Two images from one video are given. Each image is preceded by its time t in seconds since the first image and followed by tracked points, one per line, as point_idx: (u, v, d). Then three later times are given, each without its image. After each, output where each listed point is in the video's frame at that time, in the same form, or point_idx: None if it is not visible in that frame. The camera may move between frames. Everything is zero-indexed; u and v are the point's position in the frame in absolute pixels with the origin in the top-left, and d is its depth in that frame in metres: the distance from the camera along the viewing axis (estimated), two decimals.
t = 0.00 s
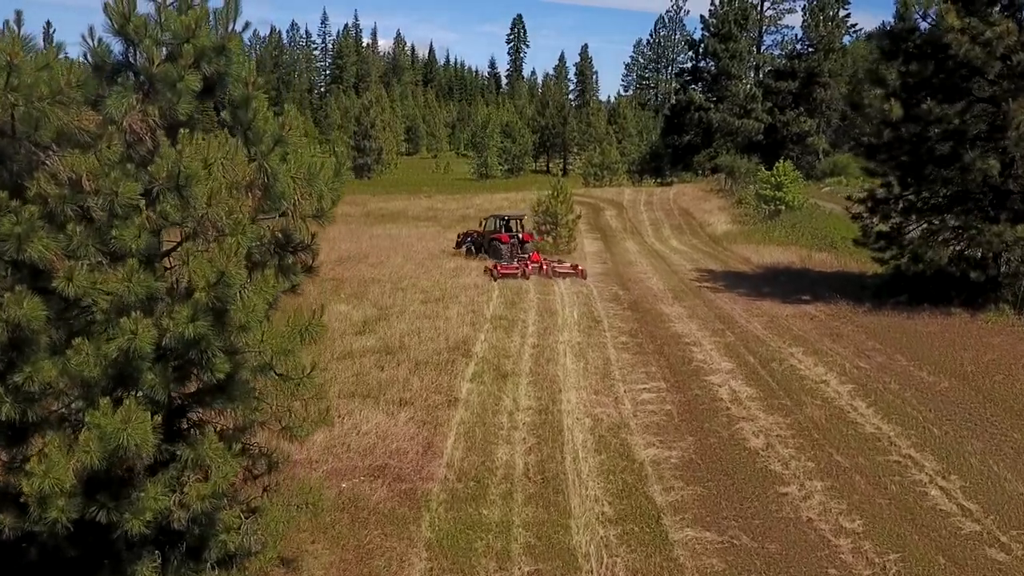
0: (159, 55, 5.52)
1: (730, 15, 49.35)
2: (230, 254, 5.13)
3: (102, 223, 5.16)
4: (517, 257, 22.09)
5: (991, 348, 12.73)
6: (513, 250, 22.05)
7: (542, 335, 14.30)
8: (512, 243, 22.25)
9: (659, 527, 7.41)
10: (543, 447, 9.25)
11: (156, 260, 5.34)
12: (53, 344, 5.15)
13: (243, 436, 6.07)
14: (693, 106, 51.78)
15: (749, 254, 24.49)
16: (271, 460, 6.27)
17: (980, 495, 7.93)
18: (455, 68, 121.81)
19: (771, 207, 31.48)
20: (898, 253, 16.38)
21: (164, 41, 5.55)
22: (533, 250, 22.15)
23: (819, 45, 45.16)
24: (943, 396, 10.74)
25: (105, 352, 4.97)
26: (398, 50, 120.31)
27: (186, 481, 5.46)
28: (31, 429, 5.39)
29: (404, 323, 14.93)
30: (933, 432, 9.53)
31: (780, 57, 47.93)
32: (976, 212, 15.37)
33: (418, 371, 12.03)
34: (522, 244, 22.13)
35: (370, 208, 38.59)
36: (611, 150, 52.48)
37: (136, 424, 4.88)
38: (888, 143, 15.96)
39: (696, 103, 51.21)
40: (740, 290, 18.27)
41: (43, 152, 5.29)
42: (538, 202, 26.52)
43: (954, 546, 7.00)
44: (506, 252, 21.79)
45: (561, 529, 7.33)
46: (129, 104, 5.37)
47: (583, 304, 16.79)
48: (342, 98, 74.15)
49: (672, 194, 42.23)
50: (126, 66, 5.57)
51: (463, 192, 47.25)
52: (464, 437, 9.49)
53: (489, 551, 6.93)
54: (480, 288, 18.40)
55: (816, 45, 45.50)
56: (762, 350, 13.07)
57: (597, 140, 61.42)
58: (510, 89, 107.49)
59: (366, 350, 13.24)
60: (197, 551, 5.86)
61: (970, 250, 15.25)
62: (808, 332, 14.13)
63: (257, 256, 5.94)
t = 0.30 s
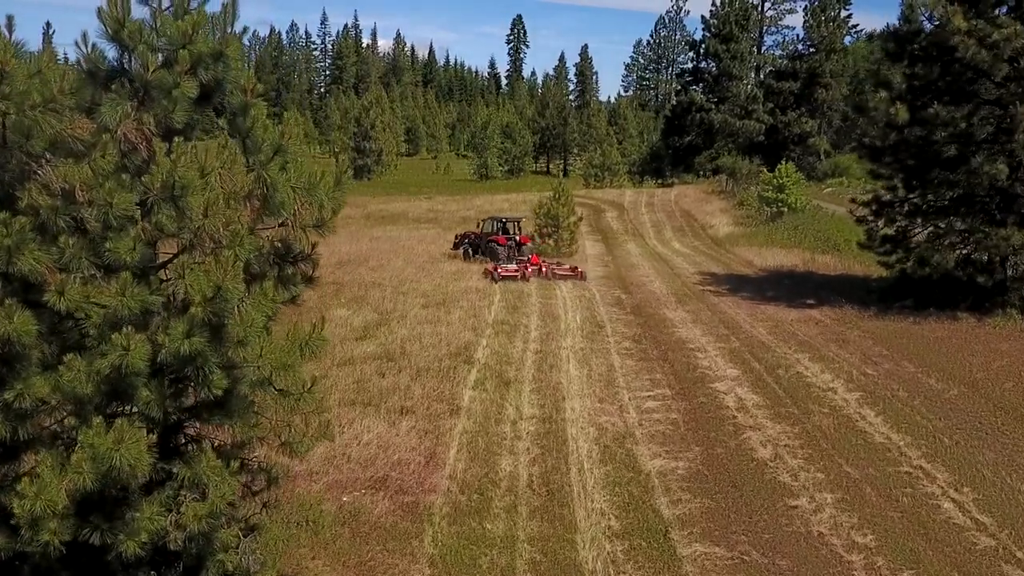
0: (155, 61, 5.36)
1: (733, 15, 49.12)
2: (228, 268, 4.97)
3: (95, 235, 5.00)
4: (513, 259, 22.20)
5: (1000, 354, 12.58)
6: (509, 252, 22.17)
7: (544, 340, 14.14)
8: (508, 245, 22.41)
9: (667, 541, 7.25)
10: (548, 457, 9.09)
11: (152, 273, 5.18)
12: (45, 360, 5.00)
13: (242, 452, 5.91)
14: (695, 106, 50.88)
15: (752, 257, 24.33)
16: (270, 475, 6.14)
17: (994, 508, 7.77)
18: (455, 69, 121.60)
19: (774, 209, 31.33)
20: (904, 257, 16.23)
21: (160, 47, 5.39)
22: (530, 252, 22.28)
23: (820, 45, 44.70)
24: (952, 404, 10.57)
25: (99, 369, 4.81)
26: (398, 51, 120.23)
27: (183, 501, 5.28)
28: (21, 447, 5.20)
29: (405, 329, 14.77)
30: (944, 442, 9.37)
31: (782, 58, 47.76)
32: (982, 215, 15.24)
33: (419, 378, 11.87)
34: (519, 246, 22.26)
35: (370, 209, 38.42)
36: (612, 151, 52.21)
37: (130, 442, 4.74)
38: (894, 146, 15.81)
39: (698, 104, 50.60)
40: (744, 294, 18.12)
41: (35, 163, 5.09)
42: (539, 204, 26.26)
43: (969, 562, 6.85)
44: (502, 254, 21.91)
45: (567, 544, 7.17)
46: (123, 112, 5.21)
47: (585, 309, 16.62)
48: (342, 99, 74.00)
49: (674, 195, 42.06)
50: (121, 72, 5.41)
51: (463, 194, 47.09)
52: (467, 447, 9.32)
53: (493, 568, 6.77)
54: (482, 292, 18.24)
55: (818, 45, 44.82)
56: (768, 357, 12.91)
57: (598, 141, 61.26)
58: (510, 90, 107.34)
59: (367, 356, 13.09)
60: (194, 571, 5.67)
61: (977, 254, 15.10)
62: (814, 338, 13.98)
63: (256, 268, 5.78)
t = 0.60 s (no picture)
0: (150, 68, 5.19)
1: (733, 15, 48.33)
2: (225, 282, 4.80)
3: (88, 248, 4.84)
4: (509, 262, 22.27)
5: (1009, 360, 12.42)
6: (505, 254, 22.23)
7: (547, 346, 13.97)
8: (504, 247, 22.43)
9: (675, 558, 7.09)
10: (552, 469, 8.92)
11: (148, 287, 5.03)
12: (37, 377, 4.83)
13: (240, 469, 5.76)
14: (696, 107, 50.63)
15: (755, 259, 24.16)
16: (270, 492, 5.96)
17: (1009, 522, 7.60)
18: (456, 69, 121.38)
19: (776, 211, 31.15)
20: (910, 261, 16.07)
21: (154, 53, 5.22)
22: (525, 254, 22.39)
23: (823, 45, 44.85)
24: (963, 413, 10.40)
25: (92, 388, 4.64)
26: (398, 51, 120.13)
27: (179, 522, 5.12)
28: (12, 467, 5.03)
29: (406, 334, 14.61)
30: (955, 453, 9.20)
31: (783, 58, 47.65)
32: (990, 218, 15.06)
33: (421, 386, 11.70)
34: (514, 248, 22.33)
35: (370, 211, 38.29)
36: (613, 152, 51.96)
37: (124, 464, 4.57)
38: (901, 149, 15.65)
39: (699, 105, 50.24)
40: (748, 298, 17.95)
41: (24, 173, 4.90)
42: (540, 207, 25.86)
43: None
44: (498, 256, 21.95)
45: (574, 561, 7.00)
46: (117, 120, 5.03)
47: (588, 313, 16.44)
48: (343, 100, 73.90)
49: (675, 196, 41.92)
50: (116, 79, 5.24)
51: (464, 195, 46.97)
52: (470, 459, 9.15)
53: None
54: (483, 296, 18.08)
55: (819, 45, 45.13)
56: (774, 363, 12.74)
57: (598, 142, 61.07)
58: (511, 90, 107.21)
59: (368, 363, 12.93)
60: None
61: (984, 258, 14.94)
62: (820, 344, 13.81)
63: (255, 281, 5.63)
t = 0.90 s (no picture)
0: (143, 77, 5.02)
1: (733, 15, 48.13)
2: (220, 300, 4.68)
3: (79, 264, 4.67)
4: (505, 265, 22.37)
5: (1018, 368, 12.24)
6: (501, 257, 22.31)
7: (550, 352, 13.80)
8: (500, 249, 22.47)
9: None
10: (556, 481, 8.75)
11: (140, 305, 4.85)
12: (25, 397, 4.64)
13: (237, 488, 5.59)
14: (697, 108, 50.50)
15: (758, 262, 23.99)
16: (267, 512, 5.80)
17: None
18: (456, 69, 121.18)
19: (778, 213, 30.97)
20: (917, 266, 15.89)
21: (147, 61, 5.05)
22: (521, 258, 22.57)
23: (824, 46, 44.66)
24: (974, 422, 10.23)
25: (82, 410, 4.47)
26: (398, 52, 120.07)
27: (173, 547, 4.95)
28: None
29: (407, 340, 14.44)
30: (967, 464, 9.03)
31: (784, 58, 47.52)
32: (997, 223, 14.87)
33: (422, 394, 11.54)
34: (511, 251, 22.46)
35: (370, 212, 38.16)
36: (614, 153, 51.92)
37: (116, 489, 4.40)
38: (907, 152, 15.48)
39: (700, 106, 50.23)
40: (752, 303, 17.78)
41: (11, 187, 4.79)
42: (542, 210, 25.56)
43: None
44: (494, 259, 22.00)
45: None
46: (109, 131, 4.86)
47: (590, 318, 16.26)
48: (343, 100, 73.76)
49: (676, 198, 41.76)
50: (107, 89, 5.07)
51: (465, 196, 46.84)
52: (473, 471, 8.98)
53: None
54: (484, 301, 17.92)
55: (821, 46, 44.81)
56: (780, 370, 12.56)
57: (598, 142, 60.88)
58: (511, 91, 107.07)
59: (368, 370, 12.77)
60: None
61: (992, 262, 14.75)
62: (826, 350, 13.63)
63: (251, 294, 5.45)
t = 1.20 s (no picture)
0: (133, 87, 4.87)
1: (734, 15, 47.59)
2: (213, 320, 4.50)
3: (67, 281, 4.49)
4: (501, 268, 22.37)
5: None
6: (497, 259, 22.30)
7: (551, 359, 13.63)
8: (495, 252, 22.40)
9: None
10: (560, 495, 8.57)
11: (130, 323, 4.69)
12: (11, 420, 4.46)
13: (232, 509, 5.44)
14: (698, 109, 49.16)
15: (760, 265, 23.81)
16: (262, 532, 5.71)
17: None
18: (456, 69, 120.87)
19: (780, 215, 30.77)
20: (922, 271, 15.70)
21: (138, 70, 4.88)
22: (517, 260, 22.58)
23: (827, 47, 44.97)
24: (984, 433, 10.04)
25: (70, 435, 4.28)
26: (398, 52, 119.87)
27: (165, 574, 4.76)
28: None
29: (407, 347, 14.27)
30: (978, 477, 8.85)
31: (785, 59, 47.39)
32: (1004, 227, 14.69)
33: (423, 403, 11.36)
34: (507, 254, 22.45)
35: (370, 214, 37.97)
36: (615, 154, 51.67)
37: (105, 518, 4.22)
38: (913, 155, 15.30)
39: (700, 108, 48.81)
40: (756, 307, 17.62)
41: None
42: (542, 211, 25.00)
43: None
44: (490, 262, 21.98)
45: None
46: (98, 143, 4.68)
47: (592, 324, 16.07)
48: (343, 101, 73.56)
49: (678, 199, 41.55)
50: (96, 98, 4.87)
51: (466, 198, 46.61)
52: (474, 484, 8.80)
53: None
54: (485, 305, 17.75)
55: (822, 47, 45.23)
56: (785, 378, 12.38)
57: (599, 143, 60.71)
58: (511, 91, 106.91)
59: (368, 378, 12.59)
60: None
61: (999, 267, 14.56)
62: (831, 357, 13.45)
63: (246, 309, 5.35)
